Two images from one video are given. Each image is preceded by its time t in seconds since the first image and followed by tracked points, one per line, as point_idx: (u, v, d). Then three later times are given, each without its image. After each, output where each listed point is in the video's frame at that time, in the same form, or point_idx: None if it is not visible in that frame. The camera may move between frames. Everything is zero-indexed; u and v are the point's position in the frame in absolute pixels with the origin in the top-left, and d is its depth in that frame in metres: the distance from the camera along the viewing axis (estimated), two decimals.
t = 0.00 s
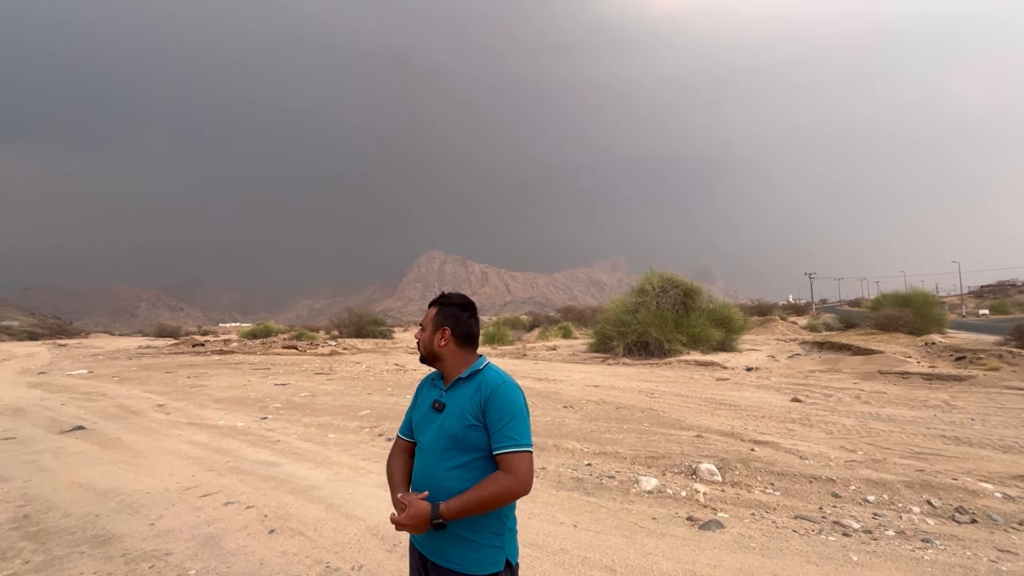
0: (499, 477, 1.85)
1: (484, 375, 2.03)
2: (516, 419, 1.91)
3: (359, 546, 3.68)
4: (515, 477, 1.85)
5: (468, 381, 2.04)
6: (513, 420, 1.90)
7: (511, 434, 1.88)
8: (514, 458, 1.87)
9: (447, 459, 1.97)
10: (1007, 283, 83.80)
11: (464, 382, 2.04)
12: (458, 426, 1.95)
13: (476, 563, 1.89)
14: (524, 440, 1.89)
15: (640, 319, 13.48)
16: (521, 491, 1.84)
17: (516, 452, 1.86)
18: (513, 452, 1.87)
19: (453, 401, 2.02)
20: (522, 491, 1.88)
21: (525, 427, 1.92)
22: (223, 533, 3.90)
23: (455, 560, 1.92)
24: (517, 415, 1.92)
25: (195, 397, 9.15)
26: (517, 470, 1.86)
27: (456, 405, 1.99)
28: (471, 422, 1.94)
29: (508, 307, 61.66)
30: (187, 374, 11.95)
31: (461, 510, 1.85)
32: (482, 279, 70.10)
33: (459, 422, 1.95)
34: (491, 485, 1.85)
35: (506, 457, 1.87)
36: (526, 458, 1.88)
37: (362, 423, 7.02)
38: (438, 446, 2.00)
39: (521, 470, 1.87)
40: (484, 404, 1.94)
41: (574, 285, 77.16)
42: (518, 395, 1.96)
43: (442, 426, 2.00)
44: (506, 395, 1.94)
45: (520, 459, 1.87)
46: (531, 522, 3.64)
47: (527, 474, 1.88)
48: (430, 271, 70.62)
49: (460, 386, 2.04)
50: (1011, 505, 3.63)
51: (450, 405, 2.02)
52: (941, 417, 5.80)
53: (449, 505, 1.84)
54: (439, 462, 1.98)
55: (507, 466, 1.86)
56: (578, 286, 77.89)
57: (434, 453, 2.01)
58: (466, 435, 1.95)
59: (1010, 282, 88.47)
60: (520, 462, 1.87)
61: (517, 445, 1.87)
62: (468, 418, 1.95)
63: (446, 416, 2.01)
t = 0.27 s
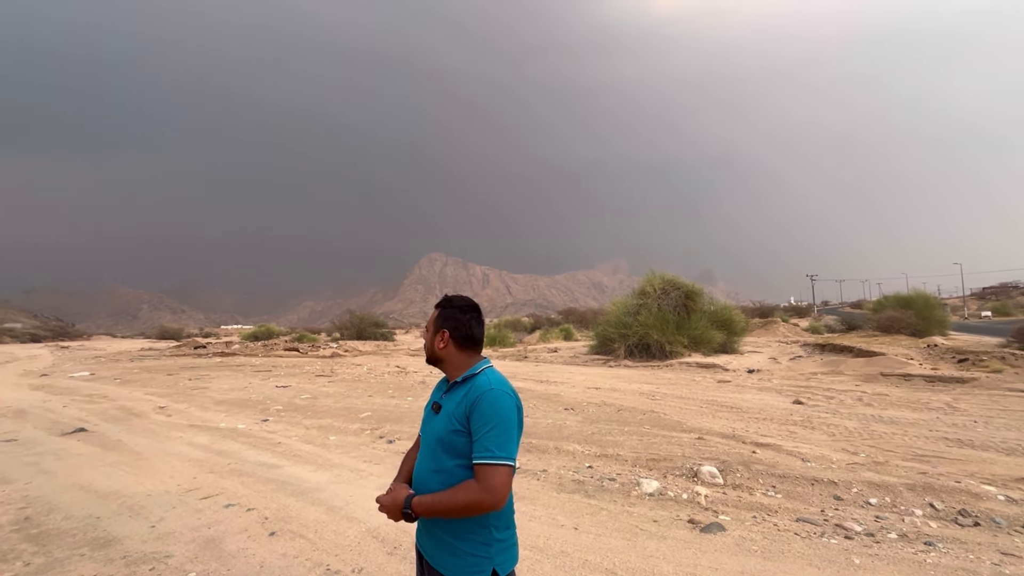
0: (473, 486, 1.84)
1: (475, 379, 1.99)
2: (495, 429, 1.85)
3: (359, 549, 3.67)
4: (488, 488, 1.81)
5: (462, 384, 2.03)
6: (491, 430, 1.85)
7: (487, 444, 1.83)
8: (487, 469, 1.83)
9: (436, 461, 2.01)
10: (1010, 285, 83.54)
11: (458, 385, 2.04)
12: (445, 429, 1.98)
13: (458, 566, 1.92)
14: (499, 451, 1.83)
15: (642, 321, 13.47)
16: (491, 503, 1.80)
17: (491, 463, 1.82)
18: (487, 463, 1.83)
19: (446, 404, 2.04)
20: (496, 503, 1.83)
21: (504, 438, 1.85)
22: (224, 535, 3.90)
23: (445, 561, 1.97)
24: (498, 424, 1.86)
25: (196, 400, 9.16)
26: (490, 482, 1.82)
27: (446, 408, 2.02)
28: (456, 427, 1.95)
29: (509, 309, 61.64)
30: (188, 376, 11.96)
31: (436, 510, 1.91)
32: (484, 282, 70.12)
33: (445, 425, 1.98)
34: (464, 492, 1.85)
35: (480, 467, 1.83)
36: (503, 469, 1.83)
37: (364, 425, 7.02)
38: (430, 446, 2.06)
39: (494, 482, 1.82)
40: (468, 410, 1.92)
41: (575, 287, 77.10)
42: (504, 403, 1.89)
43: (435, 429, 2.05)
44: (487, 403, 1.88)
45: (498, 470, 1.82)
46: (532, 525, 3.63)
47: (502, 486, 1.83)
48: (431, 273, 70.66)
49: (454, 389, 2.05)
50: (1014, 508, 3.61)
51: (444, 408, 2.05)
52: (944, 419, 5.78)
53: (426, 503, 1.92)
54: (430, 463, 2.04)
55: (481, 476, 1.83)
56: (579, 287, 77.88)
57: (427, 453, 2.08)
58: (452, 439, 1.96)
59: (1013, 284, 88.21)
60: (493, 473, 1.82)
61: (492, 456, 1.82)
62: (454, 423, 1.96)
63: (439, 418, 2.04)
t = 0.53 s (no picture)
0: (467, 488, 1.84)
1: (479, 383, 1.99)
2: (491, 434, 1.84)
3: (365, 551, 3.68)
4: (481, 493, 1.81)
5: (467, 386, 2.04)
6: (487, 435, 1.84)
7: (482, 448, 1.82)
8: (481, 474, 1.82)
9: (437, 461, 2.04)
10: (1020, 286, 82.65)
11: (465, 387, 2.06)
12: (447, 430, 2.00)
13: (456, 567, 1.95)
14: (494, 458, 1.81)
15: (647, 322, 13.43)
16: (483, 508, 1.79)
17: (485, 468, 1.80)
18: (482, 468, 1.82)
19: (452, 405, 2.06)
20: (490, 508, 1.82)
21: (499, 444, 1.83)
22: (230, 536, 3.92)
23: (446, 561, 2.00)
24: (495, 430, 1.85)
25: (203, 402, 9.21)
26: (483, 487, 1.81)
27: (451, 409, 2.03)
28: (456, 429, 1.96)
29: (514, 311, 61.65)
30: (195, 378, 12.04)
31: (433, 508, 1.92)
32: (489, 284, 70.18)
33: (448, 426, 2.00)
34: (459, 494, 1.85)
35: (475, 471, 1.82)
36: (498, 476, 1.81)
37: (369, 427, 7.04)
38: (435, 446, 2.08)
39: (487, 487, 1.80)
40: (468, 413, 1.93)
41: (580, 289, 77.02)
42: (502, 408, 1.87)
43: (439, 429, 2.07)
44: (486, 408, 1.87)
45: (492, 475, 1.81)
46: (537, 528, 3.62)
47: (495, 492, 1.81)
48: (436, 275, 70.79)
49: (461, 391, 2.06)
50: None
51: (448, 410, 2.07)
52: (953, 422, 5.72)
53: (424, 499, 1.95)
54: (433, 462, 2.07)
55: (474, 480, 1.82)
56: (584, 289, 77.77)
57: (432, 452, 2.11)
58: (453, 440, 1.97)
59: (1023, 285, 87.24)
60: (487, 478, 1.81)
61: (487, 461, 1.81)
62: (454, 425, 1.97)
63: (444, 419, 2.07)
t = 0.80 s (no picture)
0: (490, 496, 1.85)
1: (497, 389, 1.99)
2: (512, 443, 1.84)
3: (377, 552, 3.69)
4: (504, 501, 1.81)
5: (485, 392, 2.05)
6: (508, 444, 1.84)
7: (504, 457, 1.83)
8: (504, 482, 1.82)
9: (457, 467, 2.04)
10: None
11: (483, 393, 2.05)
12: (466, 437, 2.00)
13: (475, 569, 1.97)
14: (516, 466, 1.81)
15: (657, 324, 13.37)
16: (506, 516, 1.81)
17: (508, 475, 1.81)
18: (504, 476, 1.82)
19: (470, 411, 2.06)
20: (514, 515, 1.83)
21: (520, 452, 1.83)
22: (244, 537, 3.96)
23: (468, 565, 2.01)
24: (516, 438, 1.84)
25: (216, 403, 9.32)
26: (507, 495, 1.81)
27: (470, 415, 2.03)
28: (476, 436, 1.97)
29: (523, 312, 61.64)
30: (209, 380, 12.19)
31: (455, 514, 1.94)
32: (498, 285, 70.24)
33: (467, 433, 2.00)
34: (482, 501, 1.86)
35: (498, 479, 1.83)
36: (521, 484, 1.81)
37: (380, 429, 7.08)
38: (453, 451, 2.09)
39: (510, 495, 1.81)
40: (487, 420, 1.93)
41: (590, 291, 76.82)
42: (522, 416, 1.86)
43: (459, 435, 2.08)
44: (505, 416, 1.87)
45: (515, 483, 1.81)
46: (548, 531, 3.61)
47: (518, 500, 1.81)
48: (445, 277, 70.99)
49: (479, 397, 2.06)
50: None
51: (467, 416, 2.07)
52: (972, 425, 5.61)
53: (447, 504, 1.96)
54: (453, 468, 2.07)
55: (497, 488, 1.83)
56: (593, 290, 77.57)
57: (450, 457, 2.12)
58: (473, 448, 1.98)
59: None
60: (510, 486, 1.82)
61: (509, 469, 1.81)
62: (474, 432, 1.97)
63: (463, 426, 2.07)
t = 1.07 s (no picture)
0: (499, 497, 1.84)
1: (509, 392, 1.99)
2: (522, 444, 1.84)
3: (394, 554, 3.71)
4: (515, 502, 1.81)
5: (497, 396, 2.05)
6: (518, 445, 1.84)
7: (514, 457, 1.82)
8: (515, 482, 1.82)
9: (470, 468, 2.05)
10: None
11: (495, 397, 2.05)
12: (480, 441, 2.01)
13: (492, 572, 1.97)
14: (526, 466, 1.81)
15: (672, 325, 13.25)
16: (518, 517, 1.81)
17: (518, 475, 1.81)
18: (515, 476, 1.82)
19: (483, 414, 2.06)
20: (525, 516, 1.83)
21: (530, 453, 1.83)
22: (263, 537, 4.00)
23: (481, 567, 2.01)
24: (527, 440, 1.84)
25: (234, 404, 9.45)
26: (518, 495, 1.81)
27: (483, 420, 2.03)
28: (487, 438, 1.97)
29: (536, 314, 61.55)
30: (227, 381, 12.37)
31: (465, 513, 1.91)
32: (511, 287, 70.26)
33: (481, 437, 2.00)
34: (492, 501, 1.86)
35: (508, 480, 1.83)
36: (532, 485, 1.81)
37: (395, 431, 7.11)
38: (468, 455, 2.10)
39: (522, 495, 1.81)
40: (499, 421, 1.93)
41: (603, 292, 76.47)
42: (533, 417, 1.87)
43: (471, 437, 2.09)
44: (516, 417, 1.88)
45: (525, 484, 1.81)
46: (564, 533, 3.60)
47: (529, 500, 1.81)
48: (458, 280, 71.22)
49: (491, 402, 2.06)
50: None
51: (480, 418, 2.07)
52: (1000, 429, 5.46)
53: (454, 503, 1.94)
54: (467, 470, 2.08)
55: (508, 488, 1.83)
56: (607, 292, 77.22)
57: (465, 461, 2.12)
58: (485, 450, 1.98)
59: None
60: (521, 487, 1.82)
61: (519, 469, 1.81)
62: (486, 433, 1.98)
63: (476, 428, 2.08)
